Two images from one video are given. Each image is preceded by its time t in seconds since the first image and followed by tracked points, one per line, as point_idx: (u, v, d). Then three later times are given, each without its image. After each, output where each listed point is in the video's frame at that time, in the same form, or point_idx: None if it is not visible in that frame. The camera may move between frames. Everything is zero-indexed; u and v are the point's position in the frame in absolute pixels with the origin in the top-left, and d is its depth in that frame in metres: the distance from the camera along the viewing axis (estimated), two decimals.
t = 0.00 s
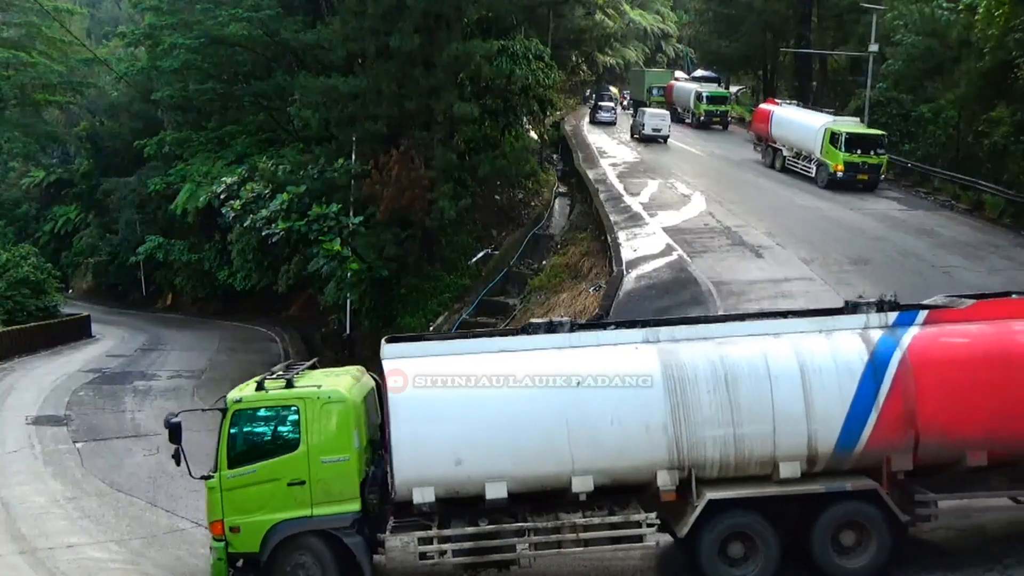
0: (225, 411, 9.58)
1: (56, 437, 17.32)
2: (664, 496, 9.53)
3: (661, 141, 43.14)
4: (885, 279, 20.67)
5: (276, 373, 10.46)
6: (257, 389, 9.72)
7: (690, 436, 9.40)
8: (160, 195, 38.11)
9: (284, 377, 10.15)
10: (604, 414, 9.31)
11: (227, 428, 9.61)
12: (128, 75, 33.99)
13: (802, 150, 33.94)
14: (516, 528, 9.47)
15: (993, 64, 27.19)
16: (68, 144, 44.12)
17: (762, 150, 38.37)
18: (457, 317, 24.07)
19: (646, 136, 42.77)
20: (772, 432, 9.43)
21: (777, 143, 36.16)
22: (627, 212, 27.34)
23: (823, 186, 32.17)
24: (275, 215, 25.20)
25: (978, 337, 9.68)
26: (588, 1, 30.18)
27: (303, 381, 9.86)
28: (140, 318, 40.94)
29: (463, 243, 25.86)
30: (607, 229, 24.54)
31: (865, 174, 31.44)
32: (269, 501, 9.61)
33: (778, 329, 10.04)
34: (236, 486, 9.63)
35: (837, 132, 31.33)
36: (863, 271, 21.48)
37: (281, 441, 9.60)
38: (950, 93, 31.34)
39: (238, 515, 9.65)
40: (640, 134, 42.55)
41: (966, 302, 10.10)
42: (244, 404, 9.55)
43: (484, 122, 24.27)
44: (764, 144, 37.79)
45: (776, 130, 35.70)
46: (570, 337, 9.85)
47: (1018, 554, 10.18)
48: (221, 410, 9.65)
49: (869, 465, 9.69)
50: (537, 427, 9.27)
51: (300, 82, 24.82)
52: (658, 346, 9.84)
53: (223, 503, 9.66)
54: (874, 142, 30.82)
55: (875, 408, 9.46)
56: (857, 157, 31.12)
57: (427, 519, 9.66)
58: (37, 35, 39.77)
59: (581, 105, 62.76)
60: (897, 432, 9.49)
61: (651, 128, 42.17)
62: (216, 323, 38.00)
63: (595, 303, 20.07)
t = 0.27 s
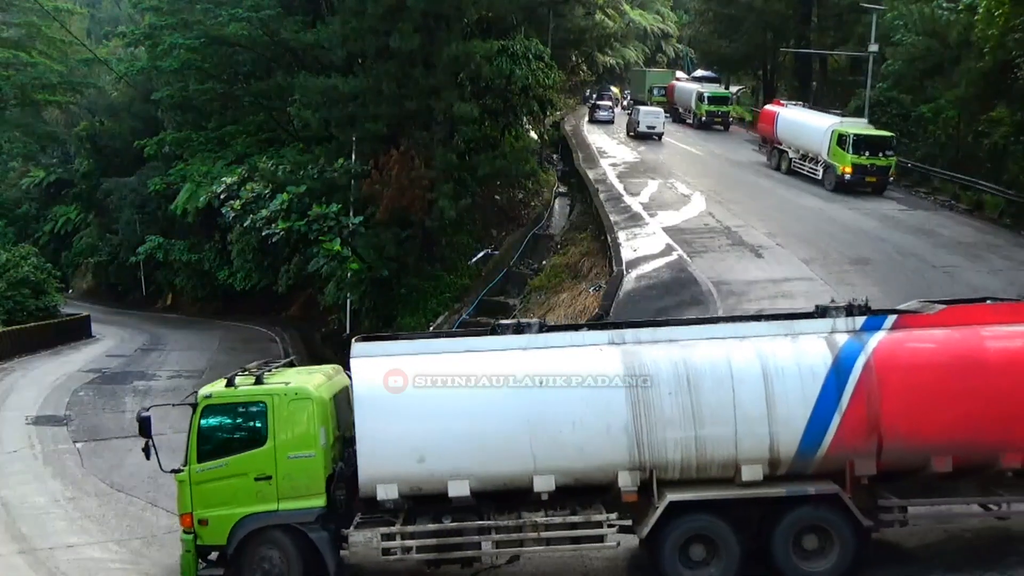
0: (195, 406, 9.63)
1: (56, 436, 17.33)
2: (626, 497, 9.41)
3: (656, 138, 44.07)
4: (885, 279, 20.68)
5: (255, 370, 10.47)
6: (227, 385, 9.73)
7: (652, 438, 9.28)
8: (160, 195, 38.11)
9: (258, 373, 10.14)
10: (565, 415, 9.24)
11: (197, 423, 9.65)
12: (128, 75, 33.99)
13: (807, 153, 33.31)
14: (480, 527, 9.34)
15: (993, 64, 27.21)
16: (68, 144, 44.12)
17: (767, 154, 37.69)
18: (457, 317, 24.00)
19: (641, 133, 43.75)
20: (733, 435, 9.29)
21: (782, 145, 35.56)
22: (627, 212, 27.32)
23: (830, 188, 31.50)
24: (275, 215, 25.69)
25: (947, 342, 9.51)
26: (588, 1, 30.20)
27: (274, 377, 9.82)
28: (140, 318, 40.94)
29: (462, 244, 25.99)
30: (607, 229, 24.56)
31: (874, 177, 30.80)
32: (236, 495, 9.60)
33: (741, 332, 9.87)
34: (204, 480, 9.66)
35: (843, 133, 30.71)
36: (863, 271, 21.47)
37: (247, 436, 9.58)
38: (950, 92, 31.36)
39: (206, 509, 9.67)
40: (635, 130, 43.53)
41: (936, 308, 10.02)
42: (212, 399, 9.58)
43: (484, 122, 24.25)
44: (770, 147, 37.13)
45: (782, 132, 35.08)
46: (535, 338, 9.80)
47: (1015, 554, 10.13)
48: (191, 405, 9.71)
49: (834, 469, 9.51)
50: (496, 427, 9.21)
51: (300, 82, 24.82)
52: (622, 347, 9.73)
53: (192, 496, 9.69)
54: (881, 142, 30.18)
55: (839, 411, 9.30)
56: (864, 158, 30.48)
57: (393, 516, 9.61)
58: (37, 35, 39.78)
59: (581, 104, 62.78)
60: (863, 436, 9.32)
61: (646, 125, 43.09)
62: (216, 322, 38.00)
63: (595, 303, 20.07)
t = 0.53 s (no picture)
0: (166, 400, 9.65)
1: (56, 437, 17.33)
2: (586, 497, 9.21)
3: (652, 137, 45.03)
4: (885, 279, 20.69)
5: (231, 365, 10.47)
6: (198, 378, 9.74)
7: (609, 439, 9.01)
8: (160, 195, 38.12)
9: (231, 369, 10.13)
10: (524, 416, 9.00)
11: (168, 415, 9.68)
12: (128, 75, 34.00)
13: (815, 154, 32.64)
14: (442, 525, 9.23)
15: (993, 64, 27.24)
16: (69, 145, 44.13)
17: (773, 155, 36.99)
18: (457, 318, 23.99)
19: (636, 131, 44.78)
20: (693, 439, 8.97)
21: (789, 147, 34.95)
22: (627, 212, 27.30)
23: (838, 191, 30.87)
24: (275, 214, 25.82)
25: (915, 346, 9.05)
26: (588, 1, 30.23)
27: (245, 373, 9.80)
28: (140, 318, 40.94)
29: (463, 243, 25.74)
30: (607, 229, 24.56)
31: (883, 179, 30.05)
32: (204, 488, 9.60)
33: (707, 333, 9.46)
34: (174, 472, 9.67)
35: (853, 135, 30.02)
36: (863, 271, 21.46)
37: (216, 430, 9.57)
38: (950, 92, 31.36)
39: (176, 501, 9.68)
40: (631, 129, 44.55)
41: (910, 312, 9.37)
42: (182, 393, 9.60)
43: (484, 122, 24.24)
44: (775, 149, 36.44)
45: (788, 133, 34.40)
46: (501, 338, 9.46)
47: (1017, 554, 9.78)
48: (163, 399, 9.73)
49: (794, 475, 9.17)
50: (455, 426, 9.03)
51: (300, 82, 24.83)
52: (587, 349, 9.38)
53: (162, 488, 9.71)
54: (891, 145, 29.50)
55: (799, 416, 8.94)
56: (874, 161, 29.83)
57: (355, 511, 9.57)
58: (37, 35, 39.81)
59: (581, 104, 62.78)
60: (822, 442, 8.96)
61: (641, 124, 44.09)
62: (216, 322, 37.97)
63: (595, 303, 20.09)
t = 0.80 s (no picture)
0: (141, 396, 9.61)
1: (57, 437, 17.34)
2: (551, 498, 9.10)
3: (648, 135, 45.76)
4: (885, 279, 20.69)
5: (209, 364, 10.44)
6: (173, 376, 9.69)
7: (573, 441, 8.89)
8: (161, 195, 38.13)
9: (207, 367, 10.09)
10: (490, 416, 8.91)
11: (143, 412, 9.63)
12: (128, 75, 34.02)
13: (821, 157, 32.28)
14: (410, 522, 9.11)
15: (993, 64, 27.25)
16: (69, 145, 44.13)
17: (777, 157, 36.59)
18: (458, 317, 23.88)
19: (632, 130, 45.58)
20: (658, 441, 8.84)
21: (795, 149, 34.48)
22: (627, 212, 27.28)
23: (845, 194, 30.55)
24: (275, 215, 25.90)
25: (883, 352, 8.86)
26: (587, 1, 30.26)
27: (220, 371, 9.75)
28: (140, 318, 40.94)
29: (463, 243, 25.74)
30: (607, 229, 24.58)
31: (891, 181, 29.80)
32: (178, 483, 9.56)
33: (675, 338, 9.27)
34: (148, 468, 9.63)
35: (861, 137, 29.69)
36: (863, 271, 21.46)
37: (190, 426, 9.53)
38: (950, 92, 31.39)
39: (150, 496, 9.64)
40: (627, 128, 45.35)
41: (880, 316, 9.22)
42: (158, 389, 9.56)
43: (484, 122, 24.25)
44: (779, 150, 36.05)
45: (793, 136, 34.01)
46: (472, 338, 9.37)
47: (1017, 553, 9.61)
48: (139, 396, 9.69)
49: (758, 479, 9.01)
50: (419, 425, 8.96)
51: (300, 82, 24.84)
52: (556, 350, 9.22)
53: (136, 483, 9.67)
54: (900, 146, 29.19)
55: (764, 420, 8.78)
56: (882, 163, 29.50)
57: (323, 508, 9.46)
58: (37, 35, 39.85)
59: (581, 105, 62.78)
60: (786, 447, 8.80)
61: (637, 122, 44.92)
62: (216, 323, 37.97)
63: (595, 303, 20.09)
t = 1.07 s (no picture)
0: (117, 390, 9.89)
1: (57, 437, 17.34)
2: (511, 497, 9.15)
3: (645, 133, 46.36)
4: (885, 279, 20.70)
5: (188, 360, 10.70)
6: (148, 371, 9.95)
7: (533, 441, 8.90)
8: (160, 195, 38.11)
9: (184, 363, 10.34)
10: (452, 416, 8.96)
11: (119, 406, 9.92)
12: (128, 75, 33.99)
13: (829, 159, 31.77)
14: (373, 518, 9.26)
15: (994, 64, 27.26)
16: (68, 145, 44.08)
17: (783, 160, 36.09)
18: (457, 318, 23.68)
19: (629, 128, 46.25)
20: (616, 443, 8.81)
21: (802, 152, 33.98)
22: (627, 212, 27.28)
23: (854, 197, 30.05)
24: (275, 215, 25.92)
25: (844, 356, 8.74)
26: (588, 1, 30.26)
27: (194, 366, 9.98)
28: (140, 318, 40.92)
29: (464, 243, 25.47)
30: (607, 229, 24.58)
31: (901, 185, 29.22)
32: (150, 476, 9.81)
33: (639, 340, 9.15)
34: (122, 461, 9.91)
35: (870, 139, 29.20)
36: (863, 271, 21.47)
37: (162, 420, 9.78)
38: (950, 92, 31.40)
39: (123, 487, 9.91)
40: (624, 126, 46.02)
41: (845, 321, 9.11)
42: (133, 384, 9.84)
43: (484, 122, 24.27)
44: (786, 153, 35.58)
45: (800, 138, 33.51)
46: (438, 338, 9.36)
47: (1016, 552, 9.73)
48: (115, 390, 9.97)
49: (717, 482, 8.93)
50: (382, 424, 9.05)
51: (300, 82, 24.83)
52: (520, 351, 9.20)
53: (111, 475, 9.95)
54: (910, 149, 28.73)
55: (722, 423, 8.71)
56: (892, 166, 29.01)
57: (290, 502, 9.65)
58: (37, 35, 39.84)
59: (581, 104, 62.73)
60: (743, 450, 8.72)
61: (633, 120, 45.61)
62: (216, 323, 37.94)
63: (595, 303, 20.12)
